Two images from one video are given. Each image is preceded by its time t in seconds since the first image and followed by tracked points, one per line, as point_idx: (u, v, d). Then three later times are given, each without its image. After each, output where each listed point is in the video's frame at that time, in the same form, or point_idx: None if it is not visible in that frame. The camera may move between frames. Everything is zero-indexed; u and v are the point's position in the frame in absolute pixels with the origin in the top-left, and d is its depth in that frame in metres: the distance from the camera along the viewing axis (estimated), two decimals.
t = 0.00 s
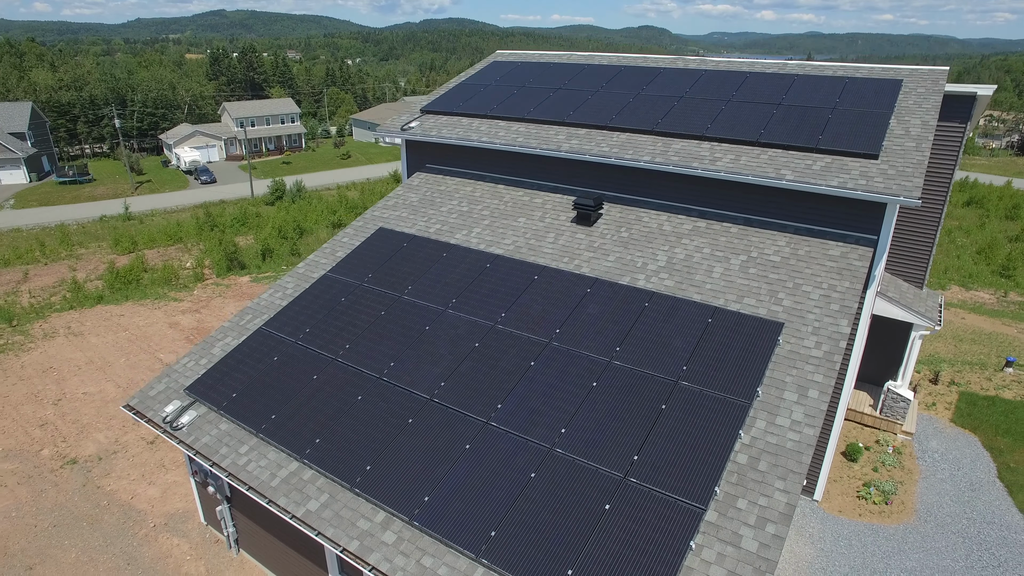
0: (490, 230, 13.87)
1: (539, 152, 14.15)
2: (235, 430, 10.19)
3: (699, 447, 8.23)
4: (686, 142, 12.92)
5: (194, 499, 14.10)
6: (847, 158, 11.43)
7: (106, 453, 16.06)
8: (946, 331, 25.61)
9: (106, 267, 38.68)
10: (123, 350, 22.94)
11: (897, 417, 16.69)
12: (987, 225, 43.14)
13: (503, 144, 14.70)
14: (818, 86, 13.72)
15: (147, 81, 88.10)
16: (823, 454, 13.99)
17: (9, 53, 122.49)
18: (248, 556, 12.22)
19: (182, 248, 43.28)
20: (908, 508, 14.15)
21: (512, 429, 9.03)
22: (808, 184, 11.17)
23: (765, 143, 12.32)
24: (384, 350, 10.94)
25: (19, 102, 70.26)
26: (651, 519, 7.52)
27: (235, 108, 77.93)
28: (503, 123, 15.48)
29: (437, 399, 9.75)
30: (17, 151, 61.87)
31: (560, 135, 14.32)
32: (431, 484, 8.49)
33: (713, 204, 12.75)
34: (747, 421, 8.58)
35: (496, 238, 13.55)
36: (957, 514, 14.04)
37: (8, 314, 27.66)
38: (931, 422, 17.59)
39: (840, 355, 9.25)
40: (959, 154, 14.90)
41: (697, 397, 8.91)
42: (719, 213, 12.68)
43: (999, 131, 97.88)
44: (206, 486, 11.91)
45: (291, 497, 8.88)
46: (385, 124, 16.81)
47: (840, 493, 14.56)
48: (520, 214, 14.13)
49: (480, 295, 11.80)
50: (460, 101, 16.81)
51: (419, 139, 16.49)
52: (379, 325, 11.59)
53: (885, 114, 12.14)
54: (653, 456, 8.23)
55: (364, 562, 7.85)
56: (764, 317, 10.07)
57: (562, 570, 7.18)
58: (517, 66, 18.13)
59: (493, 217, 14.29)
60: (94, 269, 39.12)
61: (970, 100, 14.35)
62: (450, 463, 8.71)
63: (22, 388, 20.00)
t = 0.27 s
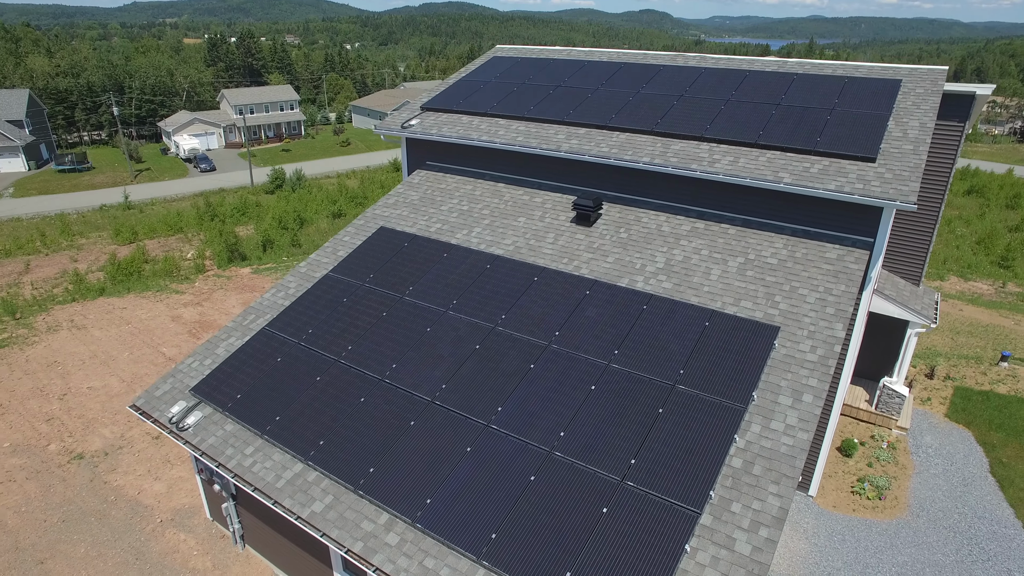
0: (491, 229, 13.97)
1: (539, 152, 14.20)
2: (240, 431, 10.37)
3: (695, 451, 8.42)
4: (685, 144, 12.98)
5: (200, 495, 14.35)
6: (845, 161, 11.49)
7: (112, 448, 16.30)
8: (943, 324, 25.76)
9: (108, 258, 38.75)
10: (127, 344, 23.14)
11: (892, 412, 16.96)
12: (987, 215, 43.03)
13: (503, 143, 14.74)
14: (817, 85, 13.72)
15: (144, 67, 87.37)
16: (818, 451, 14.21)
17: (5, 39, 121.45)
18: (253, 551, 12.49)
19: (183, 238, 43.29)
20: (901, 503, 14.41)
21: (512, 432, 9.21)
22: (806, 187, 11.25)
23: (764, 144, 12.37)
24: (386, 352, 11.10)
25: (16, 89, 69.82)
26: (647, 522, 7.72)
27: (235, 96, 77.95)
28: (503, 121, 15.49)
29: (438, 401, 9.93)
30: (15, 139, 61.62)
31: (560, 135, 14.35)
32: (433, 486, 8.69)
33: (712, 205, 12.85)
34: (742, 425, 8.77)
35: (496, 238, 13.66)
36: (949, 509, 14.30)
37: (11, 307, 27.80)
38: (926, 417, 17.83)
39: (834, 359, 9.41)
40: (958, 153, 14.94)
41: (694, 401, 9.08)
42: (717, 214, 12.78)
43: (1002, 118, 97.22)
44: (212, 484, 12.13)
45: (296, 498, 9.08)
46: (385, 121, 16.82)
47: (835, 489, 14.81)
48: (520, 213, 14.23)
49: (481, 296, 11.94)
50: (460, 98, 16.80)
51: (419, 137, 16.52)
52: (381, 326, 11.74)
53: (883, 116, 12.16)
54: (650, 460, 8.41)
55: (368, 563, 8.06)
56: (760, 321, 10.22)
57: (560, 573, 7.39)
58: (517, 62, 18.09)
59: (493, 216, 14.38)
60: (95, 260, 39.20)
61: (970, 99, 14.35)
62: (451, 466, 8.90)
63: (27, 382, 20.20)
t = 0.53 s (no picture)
0: (493, 227, 14.05)
1: (540, 149, 14.23)
2: (246, 429, 10.55)
3: (693, 452, 8.59)
4: (686, 142, 13.00)
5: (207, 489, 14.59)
6: (845, 161, 11.53)
7: (120, 441, 16.54)
8: (942, 316, 25.86)
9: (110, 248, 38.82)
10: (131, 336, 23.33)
11: (889, 407, 17.07)
12: (989, 204, 42.88)
13: (504, 140, 14.75)
14: (819, 83, 13.71)
15: (143, 52, 86.63)
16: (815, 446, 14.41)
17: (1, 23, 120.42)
18: (260, 545, 12.75)
19: (184, 227, 43.29)
20: (896, 497, 14.64)
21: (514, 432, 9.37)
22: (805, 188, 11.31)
23: (765, 144, 12.40)
24: (390, 351, 11.25)
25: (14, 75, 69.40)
26: (646, 523, 7.90)
27: (234, 82, 77.28)
28: (504, 117, 15.48)
29: (441, 401, 10.08)
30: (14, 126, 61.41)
31: (561, 132, 14.36)
32: (437, 486, 8.87)
33: (712, 204, 12.92)
34: (740, 427, 8.94)
35: (498, 235, 13.75)
36: (943, 503, 14.53)
37: (15, 298, 27.95)
38: (923, 410, 18.02)
39: (831, 361, 9.55)
40: (958, 150, 14.95)
41: (692, 402, 9.23)
42: (718, 212, 12.84)
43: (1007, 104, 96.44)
44: (219, 480, 12.34)
45: (302, 497, 9.27)
46: (387, 117, 16.81)
47: (832, 483, 15.04)
48: (522, 211, 14.30)
49: (483, 295, 12.06)
50: (461, 93, 16.78)
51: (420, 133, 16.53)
52: (384, 325, 11.88)
53: (883, 116, 12.17)
54: (649, 461, 8.58)
55: (374, 561, 8.26)
56: (759, 322, 10.34)
57: (561, 572, 7.59)
58: (519, 56, 18.03)
59: (495, 213, 14.46)
60: (97, 249, 39.32)
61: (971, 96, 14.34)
62: (454, 466, 9.07)
63: (34, 375, 20.42)
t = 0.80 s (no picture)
0: (496, 222, 14.12)
1: (544, 145, 14.25)
2: (255, 425, 10.73)
3: (695, 450, 8.76)
4: (689, 139, 13.03)
5: (215, 480, 14.83)
6: (847, 159, 11.57)
7: (128, 433, 16.76)
8: (942, 307, 25.96)
9: (113, 237, 38.89)
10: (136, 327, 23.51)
11: (888, 399, 17.29)
12: (991, 192, 42.73)
13: (507, 135, 14.77)
14: (822, 79, 13.70)
15: (141, 37, 85.89)
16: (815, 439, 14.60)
17: None
18: (268, 535, 13.02)
19: (186, 216, 43.29)
20: (893, 489, 14.85)
21: (519, 429, 9.54)
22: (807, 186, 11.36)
23: (768, 141, 12.43)
24: (396, 347, 11.39)
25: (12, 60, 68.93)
26: (648, 519, 8.09)
27: (233, 67, 76.42)
28: (507, 111, 15.48)
29: (447, 398, 10.25)
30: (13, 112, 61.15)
31: (564, 127, 14.37)
32: (443, 482, 9.06)
33: (715, 200, 12.99)
34: (741, 424, 9.10)
35: (501, 231, 13.83)
36: (939, 494, 14.75)
37: (20, 289, 28.09)
38: (921, 403, 18.21)
39: (831, 360, 9.69)
40: (961, 145, 14.96)
41: (694, 399, 9.39)
42: (720, 209, 12.92)
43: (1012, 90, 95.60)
44: (227, 473, 12.55)
45: (311, 492, 9.47)
46: (390, 110, 16.80)
47: (830, 475, 15.25)
48: (525, 206, 14.36)
49: (487, 292, 12.17)
50: (464, 87, 16.74)
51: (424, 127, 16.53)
52: (389, 321, 12.01)
53: (886, 113, 12.19)
54: (652, 458, 8.76)
55: (382, 555, 8.47)
56: (760, 320, 10.47)
57: (565, 566, 7.80)
58: (522, 49, 17.96)
59: (498, 208, 14.52)
60: (99, 238, 39.39)
61: (975, 91, 14.32)
62: (460, 461, 9.26)
63: (41, 366, 20.62)
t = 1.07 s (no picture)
0: (499, 218, 14.18)
1: (546, 140, 14.26)
2: (262, 421, 10.88)
3: (696, 446, 8.92)
4: (691, 136, 13.04)
5: (221, 472, 15.05)
6: (848, 157, 11.60)
7: (134, 425, 16.95)
8: (941, 297, 26.06)
9: (114, 227, 38.89)
10: (141, 318, 23.65)
11: (886, 392, 17.47)
12: (992, 180, 42.58)
13: (510, 130, 14.77)
14: (825, 74, 13.67)
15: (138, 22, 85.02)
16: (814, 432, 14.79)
17: None
18: (276, 527, 13.25)
19: (187, 204, 43.23)
20: (890, 481, 15.06)
21: (522, 426, 9.69)
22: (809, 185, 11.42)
23: (770, 138, 12.43)
24: (401, 344, 11.52)
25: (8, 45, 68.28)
26: (650, 516, 8.26)
27: (230, 54, 76.12)
28: (510, 106, 15.46)
29: (451, 394, 10.39)
30: (11, 99, 60.78)
31: (566, 123, 14.37)
32: (449, 478, 9.22)
33: (716, 196, 13.04)
34: (741, 422, 9.25)
35: (504, 226, 13.90)
36: (935, 486, 14.97)
37: (23, 280, 28.18)
38: (919, 395, 18.39)
39: (830, 358, 9.81)
40: (962, 140, 14.96)
41: (695, 397, 9.53)
42: (722, 205, 12.98)
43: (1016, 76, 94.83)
44: (234, 466, 12.74)
45: (318, 487, 9.64)
46: (392, 104, 16.77)
47: (828, 467, 15.46)
48: (528, 201, 14.42)
49: (490, 288, 12.28)
50: (466, 80, 16.69)
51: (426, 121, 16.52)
52: (393, 318, 12.13)
53: (887, 109, 12.19)
54: (653, 455, 8.91)
55: (389, 550, 8.65)
56: (761, 318, 10.58)
57: (569, 562, 7.98)
58: (524, 41, 17.88)
59: (501, 203, 14.57)
60: (101, 228, 39.39)
61: (977, 86, 14.29)
62: (465, 458, 9.42)
63: (47, 358, 20.78)
